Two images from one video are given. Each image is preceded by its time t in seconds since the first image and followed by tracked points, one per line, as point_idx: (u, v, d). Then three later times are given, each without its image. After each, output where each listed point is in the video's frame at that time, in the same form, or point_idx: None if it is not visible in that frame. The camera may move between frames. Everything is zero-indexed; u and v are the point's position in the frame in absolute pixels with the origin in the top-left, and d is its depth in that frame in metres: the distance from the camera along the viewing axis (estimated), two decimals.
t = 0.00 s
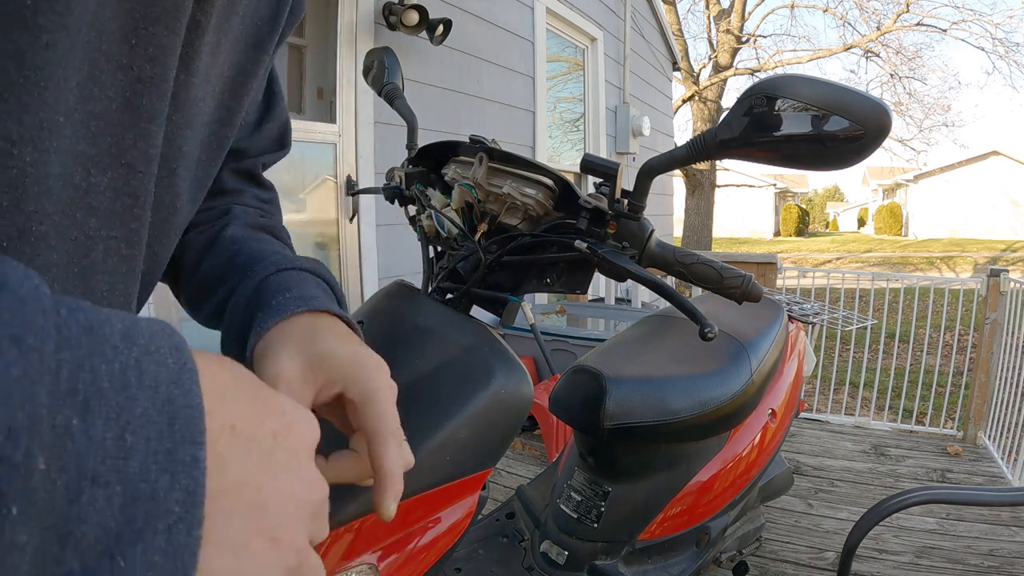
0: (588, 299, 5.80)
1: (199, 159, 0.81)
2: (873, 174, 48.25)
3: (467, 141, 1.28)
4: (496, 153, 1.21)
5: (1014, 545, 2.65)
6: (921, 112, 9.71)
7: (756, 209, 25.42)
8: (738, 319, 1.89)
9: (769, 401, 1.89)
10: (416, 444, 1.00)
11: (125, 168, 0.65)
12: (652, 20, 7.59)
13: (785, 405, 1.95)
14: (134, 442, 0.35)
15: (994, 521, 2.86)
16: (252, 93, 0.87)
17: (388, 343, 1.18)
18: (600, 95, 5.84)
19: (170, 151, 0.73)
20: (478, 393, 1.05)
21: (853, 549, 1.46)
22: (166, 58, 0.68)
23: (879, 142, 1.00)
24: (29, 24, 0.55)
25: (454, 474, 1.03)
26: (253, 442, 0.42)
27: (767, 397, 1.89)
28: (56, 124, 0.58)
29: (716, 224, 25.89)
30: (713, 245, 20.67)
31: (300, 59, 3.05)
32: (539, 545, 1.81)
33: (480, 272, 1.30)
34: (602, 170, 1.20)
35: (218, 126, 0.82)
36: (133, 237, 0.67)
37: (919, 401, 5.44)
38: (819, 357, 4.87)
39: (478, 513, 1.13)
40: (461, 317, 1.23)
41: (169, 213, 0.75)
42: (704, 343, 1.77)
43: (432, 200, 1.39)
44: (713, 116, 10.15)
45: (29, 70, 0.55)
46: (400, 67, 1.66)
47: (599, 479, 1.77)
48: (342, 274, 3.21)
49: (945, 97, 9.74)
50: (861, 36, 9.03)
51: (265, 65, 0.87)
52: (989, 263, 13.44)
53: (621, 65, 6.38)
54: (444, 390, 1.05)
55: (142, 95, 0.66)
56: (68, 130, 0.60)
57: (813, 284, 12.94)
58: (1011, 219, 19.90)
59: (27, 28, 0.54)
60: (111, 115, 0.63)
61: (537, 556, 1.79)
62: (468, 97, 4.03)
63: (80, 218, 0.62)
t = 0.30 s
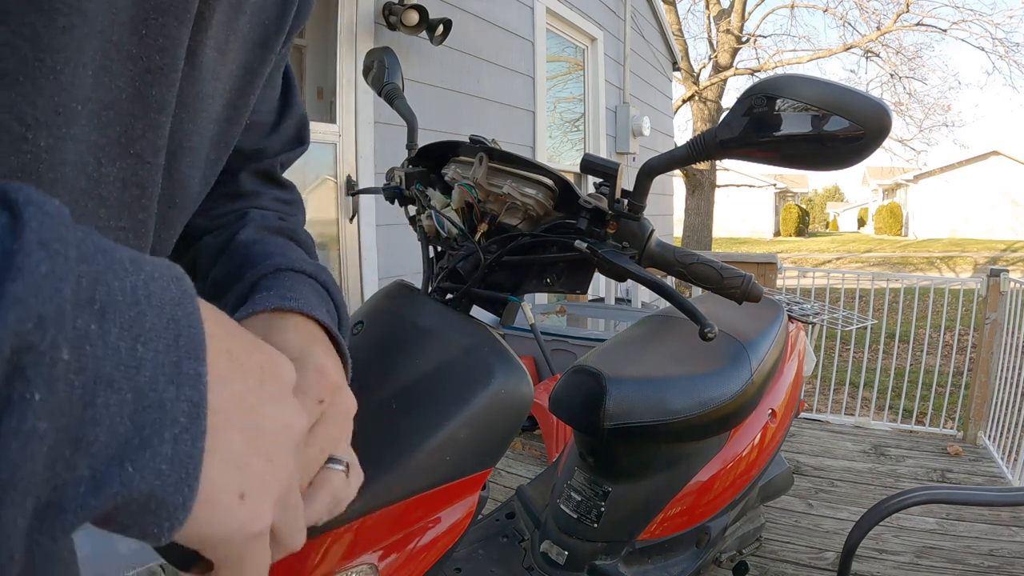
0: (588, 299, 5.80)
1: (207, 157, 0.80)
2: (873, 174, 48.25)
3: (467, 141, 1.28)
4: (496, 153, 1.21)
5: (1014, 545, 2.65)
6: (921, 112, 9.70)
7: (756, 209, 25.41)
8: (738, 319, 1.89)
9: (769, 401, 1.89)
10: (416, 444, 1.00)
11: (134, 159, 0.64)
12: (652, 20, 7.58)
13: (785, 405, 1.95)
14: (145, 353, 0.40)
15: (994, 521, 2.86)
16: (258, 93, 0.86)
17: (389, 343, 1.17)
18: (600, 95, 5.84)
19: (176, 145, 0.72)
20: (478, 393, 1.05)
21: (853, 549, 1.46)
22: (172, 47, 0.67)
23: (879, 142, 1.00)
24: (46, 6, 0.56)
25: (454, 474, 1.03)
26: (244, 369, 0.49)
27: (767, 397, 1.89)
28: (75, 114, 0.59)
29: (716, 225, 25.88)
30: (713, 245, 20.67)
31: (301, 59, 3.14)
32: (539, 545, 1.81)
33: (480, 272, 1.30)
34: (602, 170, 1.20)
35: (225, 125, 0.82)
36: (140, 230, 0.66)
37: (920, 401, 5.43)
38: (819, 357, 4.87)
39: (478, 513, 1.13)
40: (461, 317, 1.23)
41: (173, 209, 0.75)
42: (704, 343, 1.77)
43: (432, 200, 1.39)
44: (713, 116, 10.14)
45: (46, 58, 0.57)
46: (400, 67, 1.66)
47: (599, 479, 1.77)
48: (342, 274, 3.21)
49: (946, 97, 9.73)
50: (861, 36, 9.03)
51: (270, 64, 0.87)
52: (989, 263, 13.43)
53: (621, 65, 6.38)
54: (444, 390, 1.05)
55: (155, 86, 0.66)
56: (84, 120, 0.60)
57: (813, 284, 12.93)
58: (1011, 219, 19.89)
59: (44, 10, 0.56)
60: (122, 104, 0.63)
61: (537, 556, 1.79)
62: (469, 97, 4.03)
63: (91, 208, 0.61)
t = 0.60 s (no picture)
0: (588, 299, 5.80)
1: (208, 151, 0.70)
2: (873, 175, 48.25)
3: (467, 141, 1.28)
4: (496, 153, 1.21)
5: (1013, 545, 2.65)
6: (922, 112, 9.70)
7: (756, 209, 25.42)
8: (738, 319, 1.89)
9: (769, 401, 1.89)
10: (416, 444, 1.00)
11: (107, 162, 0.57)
12: (652, 20, 7.58)
13: (785, 405, 1.95)
14: None
15: (994, 521, 2.86)
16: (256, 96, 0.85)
17: (389, 343, 1.16)
18: (600, 95, 5.84)
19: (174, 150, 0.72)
20: (479, 393, 1.06)
21: (853, 549, 1.46)
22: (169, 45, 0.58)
23: (879, 142, 1.00)
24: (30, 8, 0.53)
25: (455, 474, 1.03)
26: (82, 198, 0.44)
27: (767, 397, 1.89)
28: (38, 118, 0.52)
29: (716, 225, 25.89)
30: (713, 245, 20.69)
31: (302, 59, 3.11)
32: (539, 545, 1.81)
33: (480, 272, 1.29)
34: (602, 171, 1.19)
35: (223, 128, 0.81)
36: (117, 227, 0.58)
37: (920, 401, 5.44)
38: (819, 357, 4.87)
39: (478, 513, 1.13)
40: (461, 317, 1.22)
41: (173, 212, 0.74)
42: (704, 343, 1.76)
43: (432, 200, 1.39)
44: (713, 116, 10.15)
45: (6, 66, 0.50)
46: (400, 68, 1.66)
47: (599, 479, 1.78)
48: (342, 274, 3.21)
49: (946, 97, 9.73)
50: (861, 36, 9.03)
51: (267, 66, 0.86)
52: (989, 263, 13.43)
53: (621, 65, 6.38)
54: (444, 390, 1.05)
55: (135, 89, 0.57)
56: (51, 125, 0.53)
57: (813, 284, 12.93)
58: (1011, 219, 19.90)
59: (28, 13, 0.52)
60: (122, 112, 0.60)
61: (537, 556, 1.78)
62: (468, 97, 4.03)
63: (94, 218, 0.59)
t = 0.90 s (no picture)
0: (588, 299, 5.81)
1: (213, 152, 0.67)
2: (873, 174, 48.25)
3: (467, 141, 1.28)
4: (496, 153, 1.21)
5: (1014, 545, 2.65)
6: (922, 112, 9.70)
7: (756, 209, 25.43)
8: (738, 319, 1.89)
9: (769, 400, 1.89)
10: (416, 444, 1.00)
11: (135, 194, 0.53)
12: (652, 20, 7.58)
13: (785, 405, 1.95)
14: None
15: (994, 521, 2.86)
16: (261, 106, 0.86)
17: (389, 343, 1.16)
18: (600, 94, 5.84)
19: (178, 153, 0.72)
20: (478, 392, 1.05)
21: (853, 549, 1.46)
22: (180, 66, 0.54)
23: (879, 142, 1.00)
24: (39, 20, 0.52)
25: (454, 474, 1.03)
26: None
27: (767, 397, 1.89)
28: (70, 157, 0.49)
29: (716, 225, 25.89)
30: (713, 245, 20.70)
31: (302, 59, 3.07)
32: (539, 545, 1.81)
33: (480, 272, 1.29)
34: (602, 170, 1.20)
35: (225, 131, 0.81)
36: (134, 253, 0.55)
37: (919, 400, 5.44)
38: (819, 357, 4.87)
39: (479, 513, 1.13)
40: (461, 317, 1.22)
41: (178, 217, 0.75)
42: (704, 343, 1.77)
43: (432, 200, 1.39)
44: (713, 115, 10.15)
45: (37, 109, 0.46)
46: (400, 68, 1.66)
47: (599, 479, 1.78)
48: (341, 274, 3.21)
49: (946, 97, 9.73)
50: (861, 36, 9.03)
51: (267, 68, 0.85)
52: (989, 263, 13.44)
53: (620, 65, 6.38)
54: (443, 389, 1.05)
55: (153, 115, 0.53)
56: (83, 161, 0.50)
57: (813, 284, 12.94)
58: (1011, 218, 19.89)
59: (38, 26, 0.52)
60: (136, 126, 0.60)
61: (537, 556, 1.79)
62: (469, 97, 4.03)
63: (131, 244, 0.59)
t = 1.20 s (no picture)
0: (588, 299, 5.81)
1: (220, 154, 0.67)
2: (873, 174, 48.27)
3: (467, 141, 1.28)
4: (496, 153, 1.21)
5: (1014, 545, 2.65)
6: (922, 112, 9.69)
7: (756, 209, 25.43)
8: (738, 319, 1.89)
9: (769, 400, 1.89)
10: (416, 444, 1.00)
11: (136, 193, 0.53)
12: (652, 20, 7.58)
13: (785, 405, 1.95)
14: None
15: (994, 521, 2.86)
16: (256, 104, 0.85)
17: (389, 344, 1.16)
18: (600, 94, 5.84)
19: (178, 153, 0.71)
20: (479, 392, 1.05)
21: (853, 549, 1.46)
22: (178, 68, 0.54)
23: (879, 142, 1.00)
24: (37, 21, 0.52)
25: (455, 474, 1.04)
26: None
27: (767, 397, 1.89)
28: (80, 156, 0.49)
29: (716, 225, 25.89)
30: (713, 245, 20.71)
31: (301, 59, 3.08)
32: (539, 545, 1.81)
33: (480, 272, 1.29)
34: (602, 170, 1.20)
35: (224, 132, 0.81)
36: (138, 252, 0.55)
37: (919, 401, 5.44)
38: (819, 357, 4.87)
39: (478, 513, 1.13)
40: (461, 317, 1.22)
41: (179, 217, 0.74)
42: (704, 343, 1.76)
43: (432, 201, 1.39)
44: (713, 115, 10.15)
45: (48, 111, 0.48)
46: (400, 68, 1.66)
47: (599, 479, 1.78)
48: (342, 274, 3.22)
49: (946, 97, 9.74)
50: (861, 36, 9.04)
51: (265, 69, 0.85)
52: (989, 263, 13.44)
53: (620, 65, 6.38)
54: (444, 389, 1.05)
55: (155, 115, 0.53)
56: (92, 160, 0.50)
57: (813, 284, 12.94)
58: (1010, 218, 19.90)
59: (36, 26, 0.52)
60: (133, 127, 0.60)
61: (537, 556, 1.78)
62: (469, 97, 4.03)
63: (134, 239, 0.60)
